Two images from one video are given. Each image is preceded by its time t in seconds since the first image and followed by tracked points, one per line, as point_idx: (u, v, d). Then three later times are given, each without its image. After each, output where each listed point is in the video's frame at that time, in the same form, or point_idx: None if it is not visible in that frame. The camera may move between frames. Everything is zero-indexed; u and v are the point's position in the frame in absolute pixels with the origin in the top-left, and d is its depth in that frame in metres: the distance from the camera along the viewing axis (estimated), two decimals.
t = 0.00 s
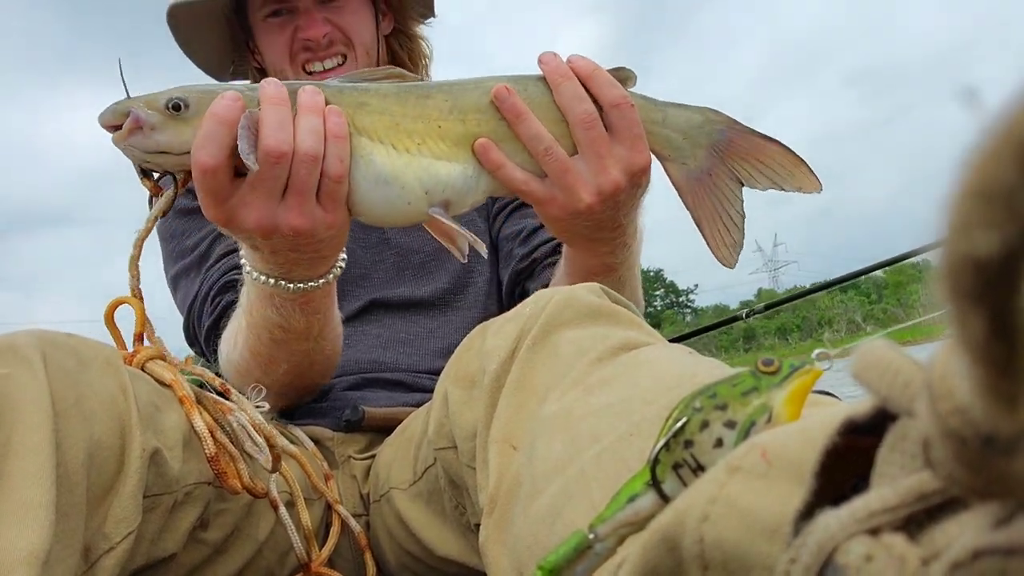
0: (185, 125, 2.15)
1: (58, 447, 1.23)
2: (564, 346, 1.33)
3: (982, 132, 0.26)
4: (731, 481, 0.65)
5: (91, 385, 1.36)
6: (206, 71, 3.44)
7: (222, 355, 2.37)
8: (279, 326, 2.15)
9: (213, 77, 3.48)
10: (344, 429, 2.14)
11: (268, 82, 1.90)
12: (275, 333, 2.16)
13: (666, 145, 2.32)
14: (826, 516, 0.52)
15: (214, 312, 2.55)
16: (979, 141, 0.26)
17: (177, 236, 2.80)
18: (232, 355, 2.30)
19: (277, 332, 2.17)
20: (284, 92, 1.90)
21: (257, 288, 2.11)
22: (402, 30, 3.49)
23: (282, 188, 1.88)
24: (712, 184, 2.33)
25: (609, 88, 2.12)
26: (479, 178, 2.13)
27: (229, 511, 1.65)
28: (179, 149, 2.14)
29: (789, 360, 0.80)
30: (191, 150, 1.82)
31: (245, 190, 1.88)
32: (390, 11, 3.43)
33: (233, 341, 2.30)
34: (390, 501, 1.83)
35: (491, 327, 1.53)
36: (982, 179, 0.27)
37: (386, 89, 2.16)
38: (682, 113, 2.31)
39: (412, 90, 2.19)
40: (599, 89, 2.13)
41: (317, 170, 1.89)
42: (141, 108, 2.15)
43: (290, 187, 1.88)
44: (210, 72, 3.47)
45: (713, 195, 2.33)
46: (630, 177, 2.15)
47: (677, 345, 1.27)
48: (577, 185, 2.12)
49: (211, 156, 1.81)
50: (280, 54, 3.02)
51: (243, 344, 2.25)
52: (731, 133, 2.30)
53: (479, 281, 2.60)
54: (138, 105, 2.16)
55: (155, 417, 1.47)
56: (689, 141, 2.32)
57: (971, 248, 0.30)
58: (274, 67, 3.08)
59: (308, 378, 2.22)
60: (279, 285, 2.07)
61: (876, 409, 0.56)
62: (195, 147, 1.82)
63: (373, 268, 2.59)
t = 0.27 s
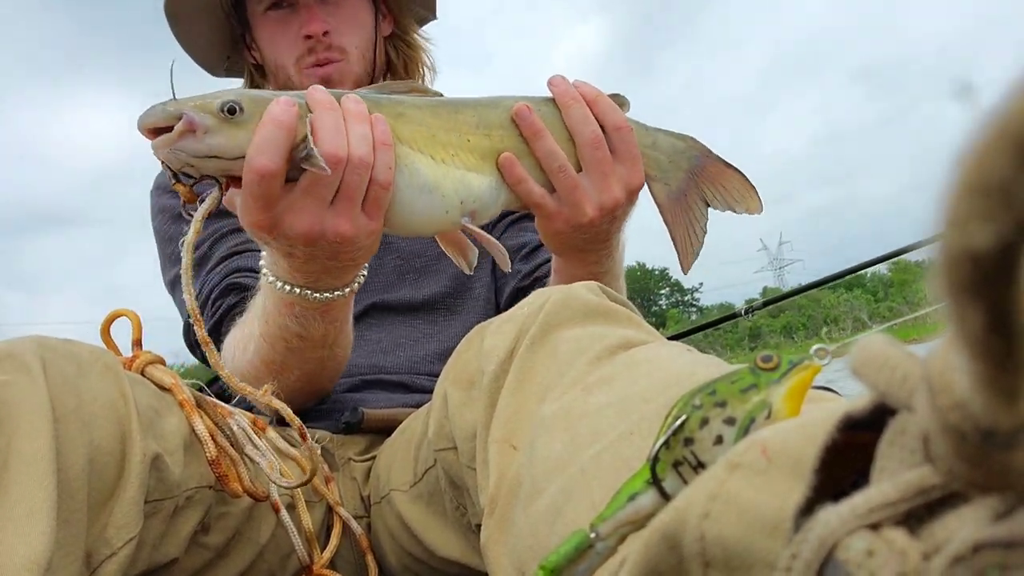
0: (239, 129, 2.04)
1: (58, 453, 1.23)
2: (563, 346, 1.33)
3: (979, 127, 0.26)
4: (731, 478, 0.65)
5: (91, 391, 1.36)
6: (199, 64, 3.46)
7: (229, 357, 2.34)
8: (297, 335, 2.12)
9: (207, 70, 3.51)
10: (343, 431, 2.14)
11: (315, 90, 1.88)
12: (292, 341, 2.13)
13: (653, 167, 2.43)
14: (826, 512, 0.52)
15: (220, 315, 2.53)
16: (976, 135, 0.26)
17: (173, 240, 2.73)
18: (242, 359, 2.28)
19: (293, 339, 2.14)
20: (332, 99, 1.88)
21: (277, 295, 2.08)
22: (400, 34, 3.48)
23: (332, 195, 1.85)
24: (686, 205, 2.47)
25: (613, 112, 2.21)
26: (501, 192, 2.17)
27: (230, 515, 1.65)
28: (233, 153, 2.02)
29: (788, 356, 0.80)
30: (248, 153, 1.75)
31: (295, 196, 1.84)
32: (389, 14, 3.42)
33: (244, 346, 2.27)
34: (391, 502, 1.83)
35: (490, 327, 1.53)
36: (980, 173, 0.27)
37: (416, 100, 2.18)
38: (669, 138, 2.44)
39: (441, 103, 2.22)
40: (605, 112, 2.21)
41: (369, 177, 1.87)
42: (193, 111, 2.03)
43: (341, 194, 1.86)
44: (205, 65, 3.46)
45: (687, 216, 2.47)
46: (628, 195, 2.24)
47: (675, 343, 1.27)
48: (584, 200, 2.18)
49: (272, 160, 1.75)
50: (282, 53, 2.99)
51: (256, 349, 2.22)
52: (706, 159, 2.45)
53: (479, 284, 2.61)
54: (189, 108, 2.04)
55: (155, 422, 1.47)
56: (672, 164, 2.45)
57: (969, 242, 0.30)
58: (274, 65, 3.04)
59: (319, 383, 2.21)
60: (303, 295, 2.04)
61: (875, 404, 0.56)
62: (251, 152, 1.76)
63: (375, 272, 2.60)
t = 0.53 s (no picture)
0: (374, 64, 1.76)
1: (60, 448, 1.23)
2: (565, 347, 1.33)
3: (978, 132, 0.26)
4: (731, 481, 0.65)
5: (93, 386, 1.36)
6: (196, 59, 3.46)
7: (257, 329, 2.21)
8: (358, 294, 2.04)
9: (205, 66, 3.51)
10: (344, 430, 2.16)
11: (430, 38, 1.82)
12: (351, 301, 2.06)
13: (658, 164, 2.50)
14: (825, 517, 0.52)
15: (232, 302, 2.41)
16: (976, 140, 0.26)
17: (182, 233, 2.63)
18: (275, 329, 2.16)
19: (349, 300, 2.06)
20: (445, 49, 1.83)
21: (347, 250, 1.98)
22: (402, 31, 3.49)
23: (440, 142, 1.79)
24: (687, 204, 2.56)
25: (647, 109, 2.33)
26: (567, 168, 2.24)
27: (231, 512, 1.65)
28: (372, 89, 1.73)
29: (791, 360, 0.79)
30: (380, 83, 1.67)
31: (408, 137, 1.76)
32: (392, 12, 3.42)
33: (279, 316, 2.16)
34: (392, 501, 1.83)
35: (493, 327, 1.53)
36: (979, 177, 0.27)
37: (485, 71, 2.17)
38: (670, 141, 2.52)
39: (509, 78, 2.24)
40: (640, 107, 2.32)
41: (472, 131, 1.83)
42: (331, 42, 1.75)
43: (448, 142, 1.80)
44: (202, 60, 3.46)
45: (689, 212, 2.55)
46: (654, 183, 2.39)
47: (678, 346, 1.27)
48: (624, 188, 2.31)
49: (406, 95, 1.67)
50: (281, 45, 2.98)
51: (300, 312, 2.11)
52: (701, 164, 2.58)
53: (481, 284, 2.63)
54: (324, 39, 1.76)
55: (157, 417, 1.47)
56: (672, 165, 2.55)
57: (970, 248, 0.29)
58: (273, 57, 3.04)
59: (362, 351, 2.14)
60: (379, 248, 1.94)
61: (876, 409, 0.56)
62: (385, 84, 1.67)
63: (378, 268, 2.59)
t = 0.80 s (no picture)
0: (422, 54, 1.70)
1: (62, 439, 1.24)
2: (568, 345, 1.33)
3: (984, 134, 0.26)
4: (732, 481, 0.65)
5: (96, 378, 1.37)
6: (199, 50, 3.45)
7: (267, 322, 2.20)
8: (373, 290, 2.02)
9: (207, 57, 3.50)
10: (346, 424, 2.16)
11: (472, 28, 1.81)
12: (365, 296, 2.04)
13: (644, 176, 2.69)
14: (826, 518, 0.52)
15: (236, 291, 2.41)
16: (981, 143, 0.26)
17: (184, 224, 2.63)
18: (287, 322, 2.14)
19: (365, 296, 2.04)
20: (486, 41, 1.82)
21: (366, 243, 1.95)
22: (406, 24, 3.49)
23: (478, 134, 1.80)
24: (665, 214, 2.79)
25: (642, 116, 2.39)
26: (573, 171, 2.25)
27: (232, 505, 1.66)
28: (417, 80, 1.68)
29: (794, 361, 0.80)
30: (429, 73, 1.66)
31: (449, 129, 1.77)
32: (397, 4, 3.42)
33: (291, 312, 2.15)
34: (392, 497, 1.83)
35: (496, 324, 1.53)
36: (984, 178, 0.27)
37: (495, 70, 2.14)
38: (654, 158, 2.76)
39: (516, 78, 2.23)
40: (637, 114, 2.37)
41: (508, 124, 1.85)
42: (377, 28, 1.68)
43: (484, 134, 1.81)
44: (203, 49, 3.45)
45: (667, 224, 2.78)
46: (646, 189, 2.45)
47: (681, 345, 1.27)
48: (622, 191, 2.34)
49: (452, 85, 1.67)
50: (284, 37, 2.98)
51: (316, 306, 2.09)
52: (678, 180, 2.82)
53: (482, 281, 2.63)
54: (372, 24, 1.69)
55: (159, 409, 1.47)
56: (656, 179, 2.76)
57: (975, 251, 0.29)
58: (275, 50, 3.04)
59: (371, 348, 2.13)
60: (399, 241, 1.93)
61: (877, 411, 0.56)
62: (432, 74, 1.66)
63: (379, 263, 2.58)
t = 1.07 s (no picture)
0: (332, 83, 1.83)
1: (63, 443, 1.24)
2: (569, 346, 1.33)
3: (984, 133, 0.25)
4: (734, 483, 0.65)
5: (98, 382, 1.37)
6: (203, 47, 3.44)
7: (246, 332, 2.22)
8: (345, 300, 2.04)
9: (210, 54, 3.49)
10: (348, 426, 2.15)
11: (405, 53, 1.83)
12: (336, 307, 2.06)
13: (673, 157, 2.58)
14: (828, 519, 0.51)
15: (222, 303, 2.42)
16: (981, 143, 0.26)
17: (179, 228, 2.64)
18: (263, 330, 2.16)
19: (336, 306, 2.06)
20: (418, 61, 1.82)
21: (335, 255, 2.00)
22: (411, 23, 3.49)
23: (408, 155, 1.81)
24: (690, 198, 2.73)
25: (650, 105, 2.32)
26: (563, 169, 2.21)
27: (234, 508, 1.66)
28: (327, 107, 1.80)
29: (795, 361, 0.80)
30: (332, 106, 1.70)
31: (372, 154, 1.79)
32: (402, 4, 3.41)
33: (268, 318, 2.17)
34: (394, 499, 1.83)
35: (496, 325, 1.53)
36: (984, 178, 0.27)
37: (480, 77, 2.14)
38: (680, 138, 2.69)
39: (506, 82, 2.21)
40: (643, 104, 2.32)
41: (445, 141, 1.82)
42: (285, 62, 1.82)
43: (415, 154, 1.81)
44: (206, 46, 3.44)
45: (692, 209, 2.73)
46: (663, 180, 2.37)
47: (682, 346, 1.27)
48: (629, 182, 2.29)
49: (357, 115, 1.70)
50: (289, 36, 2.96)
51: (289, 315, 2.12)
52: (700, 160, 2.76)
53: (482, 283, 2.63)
54: (280, 59, 1.82)
55: (161, 413, 1.48)
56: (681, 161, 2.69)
57: (975, 251, 0.29)
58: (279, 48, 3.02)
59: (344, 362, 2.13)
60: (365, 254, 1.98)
61: (878, 411, 0.56)
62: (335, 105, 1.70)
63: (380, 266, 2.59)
